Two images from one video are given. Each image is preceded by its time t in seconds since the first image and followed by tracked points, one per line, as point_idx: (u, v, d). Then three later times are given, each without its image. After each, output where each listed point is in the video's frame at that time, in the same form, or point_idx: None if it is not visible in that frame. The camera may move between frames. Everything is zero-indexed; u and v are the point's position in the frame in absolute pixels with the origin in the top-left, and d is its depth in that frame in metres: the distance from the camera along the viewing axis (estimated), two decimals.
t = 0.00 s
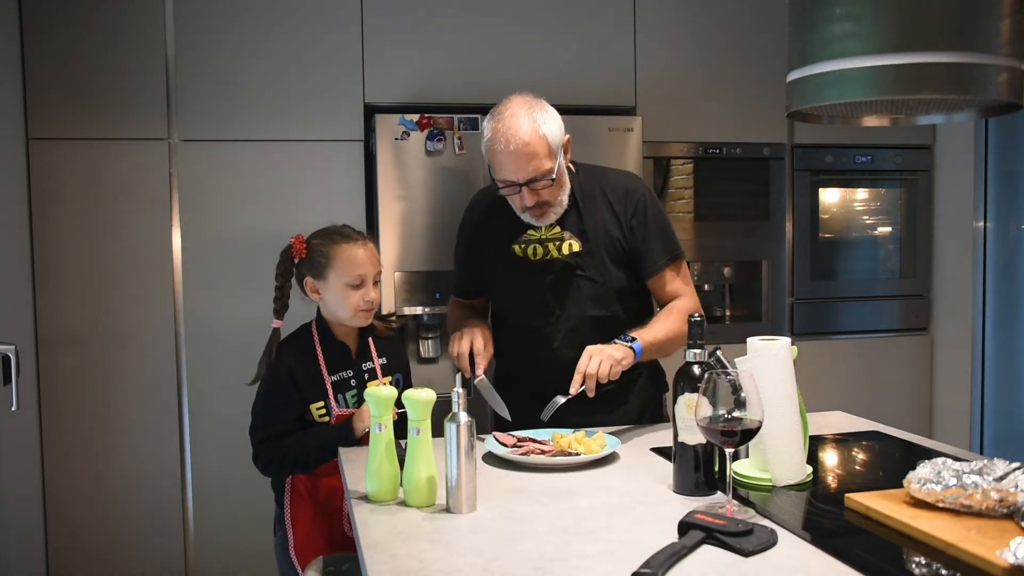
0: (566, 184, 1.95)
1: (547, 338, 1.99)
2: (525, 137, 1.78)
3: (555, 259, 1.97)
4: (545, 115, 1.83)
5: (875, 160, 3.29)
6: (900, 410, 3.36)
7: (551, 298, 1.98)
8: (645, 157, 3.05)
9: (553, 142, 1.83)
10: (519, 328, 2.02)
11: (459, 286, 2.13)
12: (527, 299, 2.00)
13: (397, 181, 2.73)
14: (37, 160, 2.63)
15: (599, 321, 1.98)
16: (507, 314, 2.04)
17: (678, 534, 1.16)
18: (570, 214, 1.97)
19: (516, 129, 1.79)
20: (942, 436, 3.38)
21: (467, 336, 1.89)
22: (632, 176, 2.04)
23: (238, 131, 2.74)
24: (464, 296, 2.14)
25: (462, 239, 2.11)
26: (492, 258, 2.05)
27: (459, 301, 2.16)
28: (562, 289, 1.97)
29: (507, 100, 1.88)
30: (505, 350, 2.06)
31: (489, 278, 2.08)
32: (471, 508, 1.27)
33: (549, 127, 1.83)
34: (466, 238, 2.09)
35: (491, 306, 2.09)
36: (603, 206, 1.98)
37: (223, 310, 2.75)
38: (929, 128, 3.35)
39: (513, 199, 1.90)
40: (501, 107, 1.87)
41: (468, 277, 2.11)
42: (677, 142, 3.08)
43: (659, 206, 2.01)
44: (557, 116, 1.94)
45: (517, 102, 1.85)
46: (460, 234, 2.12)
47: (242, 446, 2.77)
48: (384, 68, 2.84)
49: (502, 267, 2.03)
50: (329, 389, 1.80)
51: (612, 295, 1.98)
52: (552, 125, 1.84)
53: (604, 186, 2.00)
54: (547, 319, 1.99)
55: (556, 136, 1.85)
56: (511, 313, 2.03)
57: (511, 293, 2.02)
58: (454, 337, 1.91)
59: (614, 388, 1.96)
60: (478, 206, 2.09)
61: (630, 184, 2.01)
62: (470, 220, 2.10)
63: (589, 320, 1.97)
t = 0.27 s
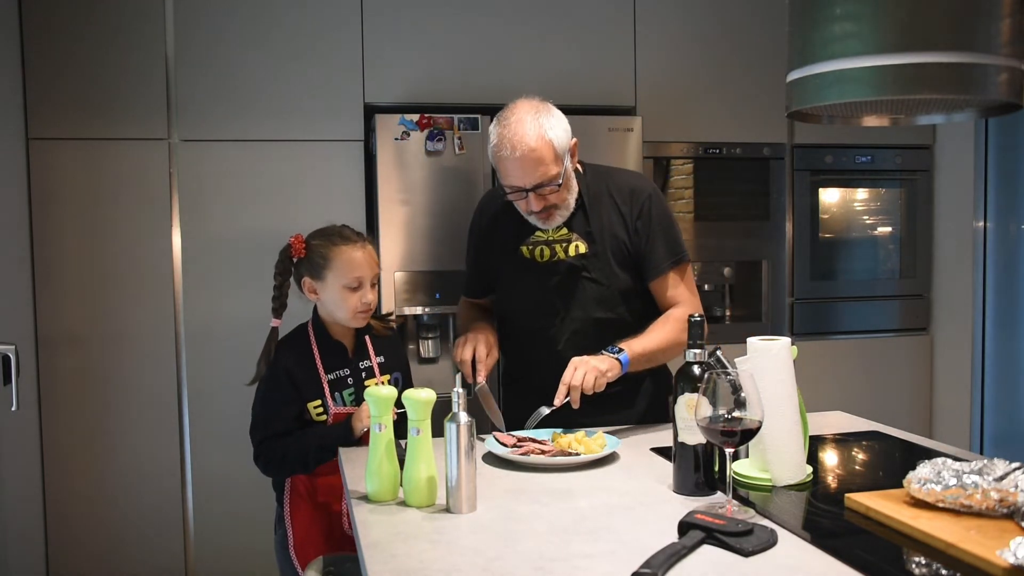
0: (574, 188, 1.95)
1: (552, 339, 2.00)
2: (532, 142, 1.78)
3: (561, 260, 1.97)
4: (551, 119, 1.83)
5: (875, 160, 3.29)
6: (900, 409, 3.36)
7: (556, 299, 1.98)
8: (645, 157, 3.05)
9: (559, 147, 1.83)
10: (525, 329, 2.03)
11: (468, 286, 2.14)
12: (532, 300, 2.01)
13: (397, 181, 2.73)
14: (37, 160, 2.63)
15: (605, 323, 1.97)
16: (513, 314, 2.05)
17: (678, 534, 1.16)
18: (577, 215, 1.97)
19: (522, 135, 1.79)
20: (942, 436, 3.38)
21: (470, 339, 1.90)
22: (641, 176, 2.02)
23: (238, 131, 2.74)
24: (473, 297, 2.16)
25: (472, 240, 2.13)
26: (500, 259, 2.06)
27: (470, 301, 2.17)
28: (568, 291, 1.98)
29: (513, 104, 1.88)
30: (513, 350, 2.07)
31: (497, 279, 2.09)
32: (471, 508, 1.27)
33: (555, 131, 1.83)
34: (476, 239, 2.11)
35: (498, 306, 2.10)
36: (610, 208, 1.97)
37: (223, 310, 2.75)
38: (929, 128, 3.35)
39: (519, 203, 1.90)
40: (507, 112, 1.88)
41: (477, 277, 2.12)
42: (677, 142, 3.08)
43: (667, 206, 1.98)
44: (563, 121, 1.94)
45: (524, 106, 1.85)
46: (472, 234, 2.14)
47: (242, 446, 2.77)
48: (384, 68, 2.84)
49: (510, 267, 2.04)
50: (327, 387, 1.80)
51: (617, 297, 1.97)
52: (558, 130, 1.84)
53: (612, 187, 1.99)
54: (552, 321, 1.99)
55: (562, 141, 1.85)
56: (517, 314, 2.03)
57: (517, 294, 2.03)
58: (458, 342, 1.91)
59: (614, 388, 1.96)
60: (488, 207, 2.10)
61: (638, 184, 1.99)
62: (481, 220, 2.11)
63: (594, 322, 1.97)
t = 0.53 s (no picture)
0: (577, 186, 1.95)
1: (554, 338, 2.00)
2: (534, 140, 1.78)
3: (564, 259, 1.97)
4: (553, 117, 1.83)
5: (875, 160, 3.29)
6: (900, 410, 3.36)
7: (558, 298, 1.98)
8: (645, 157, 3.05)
9: (562, 144, 1.83)
10: (527, 328, 2.03)
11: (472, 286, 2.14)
12: (535, 299, 2.01)
13: (397, 181, 2.73)
14: (37, 160, 2.63)
15: (607, 322, 1.97)
16: (516, 313, 2.05)
17: (678, 534, 1.16)
18: (580, 214, 1.98)
19: (524, 132, 1.79)
20: (942, 436, 3.38)
21: (471, 344, 1.89)
22: (645, 176, 2.02)
23: (238, 131, 2.74)
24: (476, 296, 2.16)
25: (476, 239, 2.13)
26: (503, 258, 2.07)
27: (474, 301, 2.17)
28: (571, 289, 1.98)
29: (516, 103, 1.88)
30: (516, 349, 2.07)
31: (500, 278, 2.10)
32: (471, 508, 1.27)
33: (558, 129, 1.83)
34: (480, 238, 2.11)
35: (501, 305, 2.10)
36: (613, 207, 1.97)
37: (223, 310, 2.75)
38: (929, 128, 3.35)
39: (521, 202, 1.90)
40: (510, 110, 1.88)
41: (480, 276, 2.12)
42: (677, 142, 3.08)
43: (671, 206, 1.98)
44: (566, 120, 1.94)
45: (527, 105, 1.85)
46: (477, 234, 2.14)
47: (242, 446, 2.77)
48: (384, 68, 2.84)
49: (513, 266, 2.04)
50: (331, 382, 1.81)
51: (619, 296, 1.96)
52: (561, 128, 1.84)
53: (616, 186, 1.99)
54: (555, 320, 1.99)
55: (565, 139, 1.85)
56: (520, 312, 2.03)
57: (520, 293, 2.03)
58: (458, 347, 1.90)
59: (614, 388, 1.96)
60: (492, 207, 2.11)
61: (642, 183, 1.99)
62: (486, 220, 2.11)
63: (597, 320, 1.97)
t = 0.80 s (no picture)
0: (577, 186, 1.95)
1: (555, 338, 1.99)
2: (534, 138, 1.78)
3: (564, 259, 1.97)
4: (553, 116, 1.83)
5: (875, 160, 3.29)
6: (900, 409, 3.36)
7: (559, 298, 1.98)
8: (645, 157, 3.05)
9: (562, 143, 1.83)
10: (528, 327, 2.03)
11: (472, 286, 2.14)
12: (536, 298, 2.01)
13: (397, 181, 2.73)
14: (37, 160, 2.63)
15: (608, 321, 1.97)
16: (516, 313, 2.05)
17: (678, 534, 1.16)
18: (581, 214, 1.98)
19: (525, 131, 1.79)
20: (942, 436, 3.38)
21: (474, 338, 1.89)
22: (646, 176, 2.02)
23: (237, 131, 2.74)
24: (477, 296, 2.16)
25: (477, 239, 2.13)
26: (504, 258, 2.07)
27: (475, 300, 2.17)
28: (571, 289, 1.97)
29: (516, 102, 1.88)
30: (516, 349, 2.07)
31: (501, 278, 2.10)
32: (471, 508, 1.27)
33: (558, 128, 1.83)
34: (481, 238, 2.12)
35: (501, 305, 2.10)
36: (614, 207, 1.97)
37: (223, 310, 2.75)
38: (929, 128, 3.35)
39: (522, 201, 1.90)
40: (510, 109, 1.88)
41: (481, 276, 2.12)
42: (677, 142, 3.08)
43: (672, 206, 1.98)
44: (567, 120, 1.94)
45: (528, 104, 1.85)
46: (477, 234, 2.14)
47: (242, 445, 2.77)
48: (384, 68, 2.84)
49: (514, 266, 2.04)
50: (338, 381, 1.81)
51: (620, 296, 1.96)
52: (562, 127, 1.84)
53: (616, 185, 1.99)
54: (555, 319, 1.99)
55: (566, 138, 1.85)
56: (520, 312, 2.03)
57: (521, 293, 2.03)
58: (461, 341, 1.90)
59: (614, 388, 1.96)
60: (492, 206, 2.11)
61: (643, 183, 1.99)
62: (486, 220, 2.11)
63: (598, 320, 1.97)
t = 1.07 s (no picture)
0: (577, 187, 1.95)
1: (554, 338, 1.99)
2: (533, 138, 1.78)
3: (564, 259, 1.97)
4: (553, 117, 1.83)
5: (875, 160, 3.29)
6: (900, 410, 3.36)
7: (558, 297, 1.98)
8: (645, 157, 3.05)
9: (561, 144, 1.83)
10: (527, 328, 2.03)
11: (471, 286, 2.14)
12: (535, 299, 2.01)
13: (397, 181, 2.73)
14: (37, 160, 2.63)
15: (607, 322, 1.97)
16: (515, 313, 2.05)
17: (678, 534, 1.16)
18: (580, 215, 1.98)
19: (524, 131, 1.79)
20: (942, 437, 3.38)
21: (477, 337, 1.89)
22: (646, 177, 2.02)
23: (237, 131, 2.74)
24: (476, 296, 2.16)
25: (476, 239, 2.13)
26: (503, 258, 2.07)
27: (475, 300, 2.17)
28: (571, 289, 1.97)
29: (516, 103, 1.88)
30: (516, 349, 2.07)
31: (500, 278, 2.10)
32: (471, 508, 1.27)
33: (558, 128, 1.83)
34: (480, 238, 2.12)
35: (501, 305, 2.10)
36: (613, 207, 1.97)
37: (223, 310, 2.75)
38: (929, 128, 3.35)
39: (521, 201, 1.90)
40: (511, 110, 1.88)
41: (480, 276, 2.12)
42: (677, 142, 3.08)
43: (672, 207, 1.98)
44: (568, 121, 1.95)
45: (528, 104, 1.85)
46: (477, 234, 2.15)
47: (242, 445, 2.77)
48: (384, 68, 2.84)
49: (514, 266, 2.05)
50: (339, 381, 1.81)
51: (620, 296, 1.96)
52: (562, 127, 1.84)
53: (616, 186, 1.99)
54: (554, 319, 1.99)
55: (566, 139, 1.85)
56: (520, 312, 2.03)
57: (520, 293, 2.03)
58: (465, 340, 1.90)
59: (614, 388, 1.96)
60: (492, 206, 2.11)
61: (642, 184, 1.99)
62: (485, 220, 2.12)
63: (597, 320, 1.97)
